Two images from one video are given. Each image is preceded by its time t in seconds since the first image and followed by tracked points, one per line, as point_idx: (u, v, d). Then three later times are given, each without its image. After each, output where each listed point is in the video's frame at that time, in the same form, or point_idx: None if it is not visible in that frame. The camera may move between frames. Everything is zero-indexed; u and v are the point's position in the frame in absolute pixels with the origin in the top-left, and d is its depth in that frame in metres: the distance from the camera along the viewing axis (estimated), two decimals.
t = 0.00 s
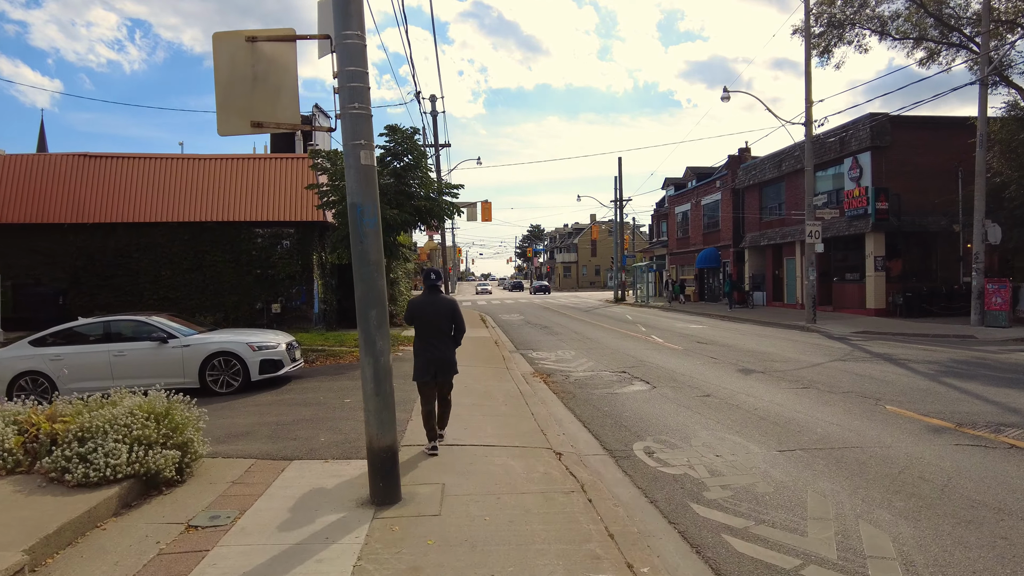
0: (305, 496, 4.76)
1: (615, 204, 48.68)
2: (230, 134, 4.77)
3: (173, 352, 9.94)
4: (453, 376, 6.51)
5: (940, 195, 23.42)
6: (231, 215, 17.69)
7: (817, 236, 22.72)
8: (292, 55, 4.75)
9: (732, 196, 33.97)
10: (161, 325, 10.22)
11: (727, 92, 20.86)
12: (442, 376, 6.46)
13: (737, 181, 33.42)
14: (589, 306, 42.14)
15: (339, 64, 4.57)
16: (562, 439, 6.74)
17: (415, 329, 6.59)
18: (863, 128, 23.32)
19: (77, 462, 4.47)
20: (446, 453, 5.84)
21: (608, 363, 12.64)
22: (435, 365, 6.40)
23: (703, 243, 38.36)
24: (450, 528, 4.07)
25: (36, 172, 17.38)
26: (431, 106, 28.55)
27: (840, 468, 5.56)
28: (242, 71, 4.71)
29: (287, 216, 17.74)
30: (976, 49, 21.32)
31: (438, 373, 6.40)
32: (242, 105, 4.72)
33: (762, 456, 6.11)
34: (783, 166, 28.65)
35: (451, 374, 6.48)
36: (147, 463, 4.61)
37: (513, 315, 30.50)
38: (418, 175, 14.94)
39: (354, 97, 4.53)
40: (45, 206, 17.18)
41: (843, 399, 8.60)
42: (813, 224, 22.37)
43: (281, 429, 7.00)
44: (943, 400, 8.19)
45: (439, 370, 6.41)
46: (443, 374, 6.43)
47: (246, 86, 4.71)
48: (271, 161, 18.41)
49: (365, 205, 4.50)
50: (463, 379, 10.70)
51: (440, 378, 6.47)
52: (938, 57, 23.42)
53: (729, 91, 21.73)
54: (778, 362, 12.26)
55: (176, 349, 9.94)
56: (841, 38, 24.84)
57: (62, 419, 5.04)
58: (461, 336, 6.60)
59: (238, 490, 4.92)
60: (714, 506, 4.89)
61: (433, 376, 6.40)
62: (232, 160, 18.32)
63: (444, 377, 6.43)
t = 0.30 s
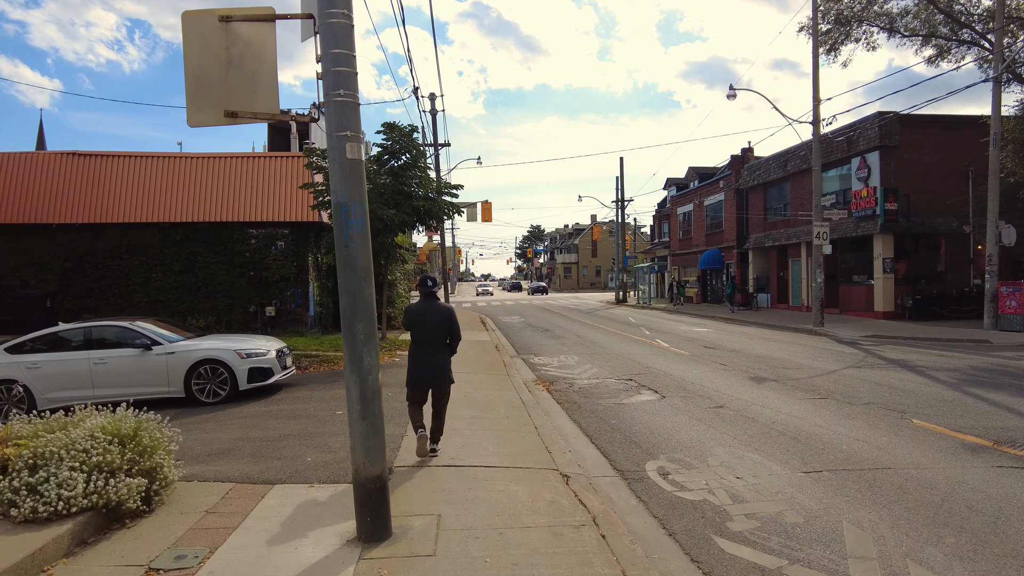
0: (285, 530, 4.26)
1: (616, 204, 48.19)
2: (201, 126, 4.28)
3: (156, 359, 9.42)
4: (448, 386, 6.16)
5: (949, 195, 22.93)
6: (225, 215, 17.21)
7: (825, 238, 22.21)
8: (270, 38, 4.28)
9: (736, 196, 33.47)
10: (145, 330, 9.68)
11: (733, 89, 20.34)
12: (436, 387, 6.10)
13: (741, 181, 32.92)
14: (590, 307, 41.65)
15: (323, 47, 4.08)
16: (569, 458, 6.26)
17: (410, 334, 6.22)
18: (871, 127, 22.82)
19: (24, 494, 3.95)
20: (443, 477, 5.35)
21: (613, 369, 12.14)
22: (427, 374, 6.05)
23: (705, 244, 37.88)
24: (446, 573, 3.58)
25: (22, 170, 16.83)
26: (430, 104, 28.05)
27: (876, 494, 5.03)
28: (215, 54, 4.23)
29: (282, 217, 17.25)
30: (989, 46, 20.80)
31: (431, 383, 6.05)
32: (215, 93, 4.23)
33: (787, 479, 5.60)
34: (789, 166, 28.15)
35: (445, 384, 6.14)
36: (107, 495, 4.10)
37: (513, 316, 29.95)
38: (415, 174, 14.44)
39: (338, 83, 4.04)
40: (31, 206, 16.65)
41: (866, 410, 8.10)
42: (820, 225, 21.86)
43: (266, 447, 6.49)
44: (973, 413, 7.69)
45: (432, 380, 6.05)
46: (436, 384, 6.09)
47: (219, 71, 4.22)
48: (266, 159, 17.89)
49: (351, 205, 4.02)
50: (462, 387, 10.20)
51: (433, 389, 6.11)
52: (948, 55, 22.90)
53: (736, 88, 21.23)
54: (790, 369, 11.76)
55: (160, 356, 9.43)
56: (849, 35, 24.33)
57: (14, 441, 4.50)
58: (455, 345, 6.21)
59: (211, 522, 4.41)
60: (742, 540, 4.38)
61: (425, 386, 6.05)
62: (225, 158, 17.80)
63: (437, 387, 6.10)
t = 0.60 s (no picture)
0: (250, 553, 3.77)
1: (616, 202, 47.71)
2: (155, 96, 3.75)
3: (135, 360, 8.92)
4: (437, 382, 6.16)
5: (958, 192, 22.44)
6: (216, 211, 16.75)
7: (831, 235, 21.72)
8: None
9: (738, 194, 33.00)
10: (124, 329, 9.18)
11: (738, 83, 19.83)
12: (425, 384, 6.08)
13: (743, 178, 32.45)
14: (590, 306, 41.20)
15: (294, 6, 3.60)
16: (571, 467, 5.79)
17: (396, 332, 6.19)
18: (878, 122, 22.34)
19: None
20: (431, 491, 4.88)
21: (615, 370, 11.66)
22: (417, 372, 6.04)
23: (707, 243, 37.41)
24: None
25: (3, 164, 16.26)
26: (427, 99, 27.57)
27: (912, 510, 4.54)
28: (172, 12, 3.68)
29: (274, 213, 16.79)
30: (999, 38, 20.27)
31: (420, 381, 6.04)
32: (172, 58, 3.71)
33: (810, 491, 5.11)
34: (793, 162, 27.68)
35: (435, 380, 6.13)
36: (47, 515, 3.60)
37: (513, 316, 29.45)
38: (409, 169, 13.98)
39: (311, 46, 3.55)
40: (14, 201, 16.10)
41: (885, 413, 7.63)
42: (826, 222, 21.35)
43: (243, 455, 5.99)
44: (1001, 417, 7.20)
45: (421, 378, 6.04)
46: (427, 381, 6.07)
47: (176, 35, 3.69)
48: (257, 153, 17.40)
49: (324, 184, 3.56)
50: (457, 389, 9.72)
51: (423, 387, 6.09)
52: (957, 47, 22.37)
53: (740, 82, 20.70)
54: (799, 369, 11.28)
55: (138, 357, 8.93)
56: (855, 29, 23.85)
57: None
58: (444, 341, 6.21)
59: (169, 543, 3.90)
60: (768, 564, 3.89)
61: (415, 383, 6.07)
62: (215, 153, 17.31)
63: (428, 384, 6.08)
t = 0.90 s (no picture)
0: None
1: (617, 202, 47.22)
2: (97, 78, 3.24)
3: (113, 367, 8.43)
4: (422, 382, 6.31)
5: (967, 191, 21.94)
6: (207, 211, 16.29)
7: (838, 235, 21.22)
8: None
9: (740, 193, 32.52)
10: (101, 335, 8.67)
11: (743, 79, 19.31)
12: (412, 385, 6.20)
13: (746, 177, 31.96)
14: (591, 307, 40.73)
15: None
16: (576, 490, 5.30)
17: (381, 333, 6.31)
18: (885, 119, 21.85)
19: None
20: (421, 520, 4.40)
21: (619, 377, 11.16)
22: (404, 372, 6.13)
23: (709, 243, 36.94)
24: None
25: None
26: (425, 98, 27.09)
27: (963, 546, 4.03)
28: None
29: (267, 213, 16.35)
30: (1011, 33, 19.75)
31: (408, 381, 6.14)
32: (117, 33, 3.19)
33: (841, 519, 4.60)
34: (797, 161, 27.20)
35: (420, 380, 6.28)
36: None
37: (512, 317, 28.99)
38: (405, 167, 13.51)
39: (276, 16, 3.05)
40: None
41: (911, 425, 7.15)
42: (833, 222, 20.86)
43: (219, 475, 5.50)
44: None
45: (408, 378, 6.16)
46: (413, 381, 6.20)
47: (119, 6, 3.16)
48: (248, 152, 16.92)
49: (291, 178, 3.07)
50: (453, 398, 9.22)
51: (409, 388, 6.21)
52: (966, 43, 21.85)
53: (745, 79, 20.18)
54: (811, 375, 10.81)
55: (116, 364, 8.43)
56: (861, 25, 23.34)
57: None
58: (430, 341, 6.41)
59: None
60: None
61: (402, 385, 6.13)
62: (205, 151, 16.81)
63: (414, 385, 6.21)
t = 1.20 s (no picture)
0: None
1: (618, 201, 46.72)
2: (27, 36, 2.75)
3: (88, 372, 7.92)
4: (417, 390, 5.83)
5: (978, 188, 21.46)
6: (197, 208, 15.82)
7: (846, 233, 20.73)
8: None
9: (744, 191, 32.03)
10: (75, 337, 8.17)
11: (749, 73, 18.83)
12: (405, 393, 5.76)
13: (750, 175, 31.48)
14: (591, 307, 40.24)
15: None
16: (585, 509, 4.81)
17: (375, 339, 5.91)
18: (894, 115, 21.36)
19: None
20: (414, 547, 3.92)
21: (625, 381, 10.66)
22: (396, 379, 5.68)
23: (712, 242, 36.47)
24: None
25: None
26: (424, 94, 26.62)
27: None
28: None
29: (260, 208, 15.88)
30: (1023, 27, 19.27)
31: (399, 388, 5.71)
32: None
33: (884, 545, 4.11)
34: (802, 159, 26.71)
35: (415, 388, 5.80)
36: None
37: (512, 317, 28.50)
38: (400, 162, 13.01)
39: None
40: None
41: (942, 434, 6.66)
42: (841, 220, 20.37)
43: (193, 492, 5.00)
44: None
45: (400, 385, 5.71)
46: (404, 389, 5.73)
47: None
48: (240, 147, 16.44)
49: (254, 154, 2.61)
50: (451, 403, 8.72)
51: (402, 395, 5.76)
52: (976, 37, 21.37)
53: (751, 73, 19.70)
54: (825, 379, 10.33)
55: (92, 368, 7.93)
56: (868, 19, 22.84)
57: None
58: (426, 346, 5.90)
59: None
60: None
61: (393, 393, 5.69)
62: (196, 146, 16.32)
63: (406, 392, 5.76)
